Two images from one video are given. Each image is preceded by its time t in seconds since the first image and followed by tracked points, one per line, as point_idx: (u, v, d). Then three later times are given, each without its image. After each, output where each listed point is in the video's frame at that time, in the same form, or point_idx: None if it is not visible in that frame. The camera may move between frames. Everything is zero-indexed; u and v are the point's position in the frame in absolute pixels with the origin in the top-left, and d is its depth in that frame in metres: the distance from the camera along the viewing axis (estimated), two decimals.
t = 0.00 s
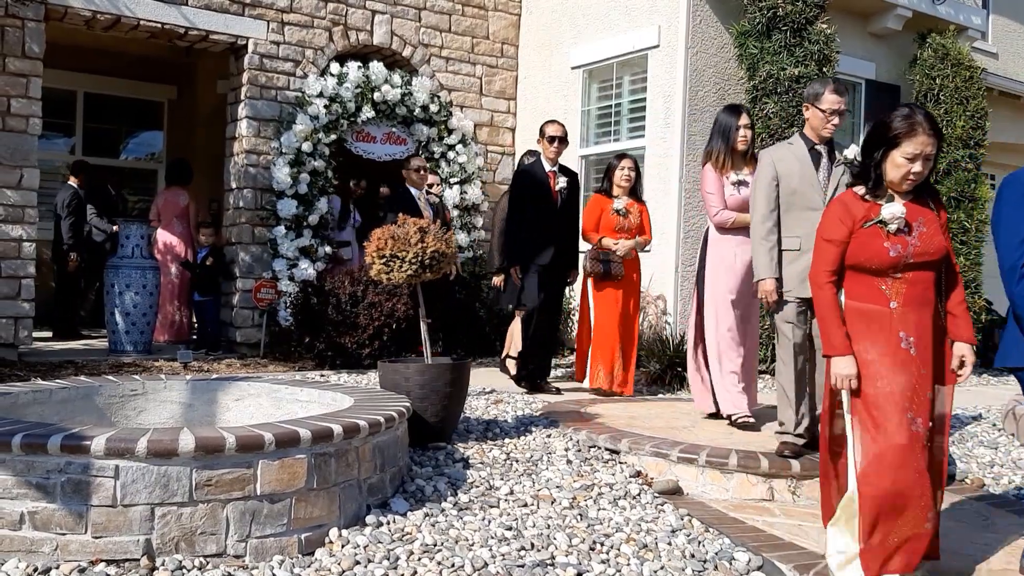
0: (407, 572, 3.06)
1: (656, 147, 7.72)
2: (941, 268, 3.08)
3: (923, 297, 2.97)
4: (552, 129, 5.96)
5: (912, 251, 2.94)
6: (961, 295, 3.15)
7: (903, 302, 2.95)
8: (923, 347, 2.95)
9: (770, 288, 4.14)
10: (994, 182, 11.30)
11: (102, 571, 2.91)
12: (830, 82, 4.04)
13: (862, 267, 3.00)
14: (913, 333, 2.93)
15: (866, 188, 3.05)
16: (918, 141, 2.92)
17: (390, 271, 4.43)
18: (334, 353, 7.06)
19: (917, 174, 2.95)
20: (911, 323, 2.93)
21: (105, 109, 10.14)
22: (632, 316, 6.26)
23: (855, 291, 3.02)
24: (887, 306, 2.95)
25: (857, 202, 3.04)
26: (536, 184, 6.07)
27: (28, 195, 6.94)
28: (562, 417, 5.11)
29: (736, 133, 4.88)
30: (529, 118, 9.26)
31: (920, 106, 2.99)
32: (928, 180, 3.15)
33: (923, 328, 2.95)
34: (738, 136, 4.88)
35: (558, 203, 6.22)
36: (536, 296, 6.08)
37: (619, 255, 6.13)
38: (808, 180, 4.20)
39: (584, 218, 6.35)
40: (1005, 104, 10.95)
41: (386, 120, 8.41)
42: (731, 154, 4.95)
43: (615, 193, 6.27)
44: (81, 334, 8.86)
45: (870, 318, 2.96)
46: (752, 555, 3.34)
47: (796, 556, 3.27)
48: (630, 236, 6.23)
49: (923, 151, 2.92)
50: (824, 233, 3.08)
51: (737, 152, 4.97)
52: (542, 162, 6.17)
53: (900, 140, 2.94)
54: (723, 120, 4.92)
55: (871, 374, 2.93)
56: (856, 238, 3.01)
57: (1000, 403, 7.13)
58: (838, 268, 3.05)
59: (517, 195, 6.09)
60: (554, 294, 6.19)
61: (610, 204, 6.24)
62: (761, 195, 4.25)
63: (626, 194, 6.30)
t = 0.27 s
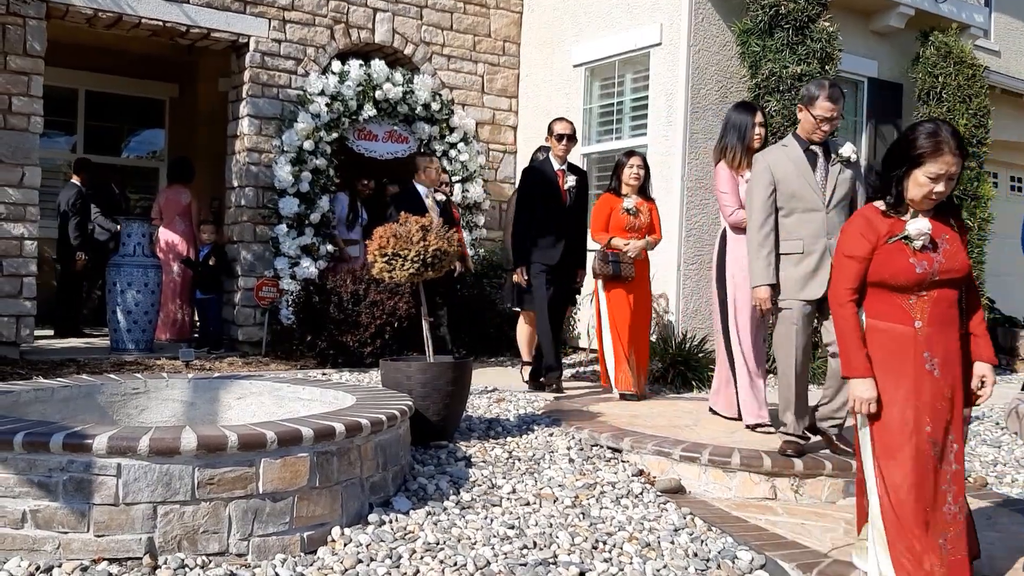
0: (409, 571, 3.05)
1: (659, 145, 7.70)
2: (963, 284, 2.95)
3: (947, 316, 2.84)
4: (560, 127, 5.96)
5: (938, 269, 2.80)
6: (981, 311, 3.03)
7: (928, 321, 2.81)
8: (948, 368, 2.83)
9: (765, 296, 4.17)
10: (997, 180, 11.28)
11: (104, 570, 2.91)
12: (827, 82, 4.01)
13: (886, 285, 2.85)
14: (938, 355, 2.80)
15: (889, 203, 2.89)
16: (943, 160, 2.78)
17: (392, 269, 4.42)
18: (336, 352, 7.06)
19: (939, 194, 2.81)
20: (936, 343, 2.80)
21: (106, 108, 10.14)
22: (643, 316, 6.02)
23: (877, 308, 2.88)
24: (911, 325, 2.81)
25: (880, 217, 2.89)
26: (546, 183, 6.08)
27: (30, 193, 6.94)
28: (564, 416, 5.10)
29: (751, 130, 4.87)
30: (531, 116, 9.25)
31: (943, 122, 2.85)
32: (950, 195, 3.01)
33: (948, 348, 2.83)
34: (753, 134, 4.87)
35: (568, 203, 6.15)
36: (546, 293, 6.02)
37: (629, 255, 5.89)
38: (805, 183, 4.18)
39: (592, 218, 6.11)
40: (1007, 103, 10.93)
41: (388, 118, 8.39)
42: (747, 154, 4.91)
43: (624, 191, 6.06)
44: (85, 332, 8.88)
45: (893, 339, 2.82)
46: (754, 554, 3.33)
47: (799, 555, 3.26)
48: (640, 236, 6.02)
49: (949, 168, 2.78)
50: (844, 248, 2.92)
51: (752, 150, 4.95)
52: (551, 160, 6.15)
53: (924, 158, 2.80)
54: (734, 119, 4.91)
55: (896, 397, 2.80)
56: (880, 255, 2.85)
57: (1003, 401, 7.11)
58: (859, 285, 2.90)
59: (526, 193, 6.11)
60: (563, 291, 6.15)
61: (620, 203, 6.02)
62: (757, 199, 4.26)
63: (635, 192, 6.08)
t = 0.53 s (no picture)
0: (410, 568, 3.06)
1: (661, 143, 7.70)
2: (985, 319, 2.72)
3: (972, 354, 2.61)
4: (569, 122, 5.78)
5: (961, 303, 2.57)
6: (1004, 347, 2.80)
7: (952, 359, 2.58)
8: (973, 410, 2.60)
9: (767, 295, 4.12)
10: (999, 177, 11.26)
11: (106, 567, 2.91)
12: (832, 80, 3.99)
13: (904, 320, 2.61)
14: (962, 396, 2.57)
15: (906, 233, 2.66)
16: (964, 183, 2.57)
17: (394, 267, 4.43)
18: (338, 349, 7.07)
19: (962, 221, 2.59)
20: (960, 383, 2.57)
21: (108, 106, 10.15)
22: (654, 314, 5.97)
23: (895, 346, 2.64)
24: (932, 364, 2.57)
25: (898, 247, 2.64)
26: (553, 181, 5.89)
27: (32, 191, 6.95)
28: (565, 413, 5.10)
29: (766, 123, 4.74)
30: (533, 114, 9.25)
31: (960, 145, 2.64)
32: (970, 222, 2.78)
33: (972, 388, 2.60)
34: (768, 127, 4.74)
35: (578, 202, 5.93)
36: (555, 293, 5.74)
37: (640, 252, 5.78)
38: (806, 182, 4.15)
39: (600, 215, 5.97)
40: (1009, 100, 10.91)
41: (390, 116, 8.39)
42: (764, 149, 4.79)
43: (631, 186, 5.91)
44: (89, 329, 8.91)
45: (912, 379, 2.59)
46: (755, 552, 3.34)
47: (801, 552, 3.26)
48: (650, 231, 5.90)
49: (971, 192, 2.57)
50: (858, 282, 2.67)
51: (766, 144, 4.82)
52: (559, 157, 5.97)
53: (944, 182, 2.57)
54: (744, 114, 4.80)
55: (915, 441, 2.57)
56: (897, 289, 2.62)
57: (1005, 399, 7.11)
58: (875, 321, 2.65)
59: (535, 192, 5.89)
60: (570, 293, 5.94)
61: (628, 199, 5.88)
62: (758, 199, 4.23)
63: (642, 187, 5.94)
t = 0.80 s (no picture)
0: (411, 567, 3.05)
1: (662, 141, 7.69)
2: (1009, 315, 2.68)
3: (996, 350, 2.57)
4: (580, 112, 5.56)
5: (987, 298, 2.53)
6: None
7: (976, 356, 2.54)
8: (995, 408, 2.56)
9: (770, 301, 3.99)
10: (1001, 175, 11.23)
11: (107, 566, 2.91)
12: (844, 85, 3.88)
13: (928, 317, 2.56)
14: (985, 393, 2.54)
15: (931, 225, 2.59)
16: (992, 170, 2.52)
17: (394, 265, 4.43)
18: (339, 348, 7.07)
19: (993, 207, 2.53)
20: (983, 380, 2.53)
21: (109, 104, 10.15)
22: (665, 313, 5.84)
23: (918, 343, 2.59)
24: (957, 360, 2.53)
25: (921, 241, 2.58)
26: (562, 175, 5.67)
27: (33, 189, 6.94)
28: (566, 412, 5.10)
29: (776, 119, 4.69)
30: (534, 112, 9.23)
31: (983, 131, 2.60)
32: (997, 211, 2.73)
33: (996, 384, 2.56)
34: (778, 124, 4.71)
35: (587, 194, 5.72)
36: (560, 290, 5.60)
37: (648, 249, 5.70)
38: (813, 188, 4.00)
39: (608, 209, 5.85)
40: (1011, 98, 10.89)
41: (391, 114, 8.37)
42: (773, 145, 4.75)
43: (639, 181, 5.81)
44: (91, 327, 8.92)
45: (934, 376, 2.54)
46: (757, 550, 3.34)
47: (803, 551, 3.25)
48: (657, 227, 5.81)
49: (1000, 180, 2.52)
50: (879, 276, 2.60)
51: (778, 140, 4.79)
52: (569, 147, 5.76)
53: (972, 167, 2.51)
54: (753, 108, 4.74)
55: (935, 439, 2.52)
56: (920, 284, 2.56)
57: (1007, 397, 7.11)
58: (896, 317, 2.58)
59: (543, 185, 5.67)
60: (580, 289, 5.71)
61: (637, 194, 5.77)
62: (764, 205, 4.10)
63: (651, 182, 5.84)
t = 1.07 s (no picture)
0: (411, 563, 3.05)
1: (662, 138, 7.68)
2: None
3: None
4: (589, 104, 5.51)
5: None
6: None
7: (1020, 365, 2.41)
8: None
9: (771, 317, 3.88)
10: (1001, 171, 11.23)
11: (108, 562, 2.92)
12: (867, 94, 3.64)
13: (970, 322, 2.45)
14: None
15: (971, 226, 2.50)
16: None
17: (394, 261, 4.43)
18: (339, 344, 7.06)
19: None
20: None
21: (109, 101, 10.14)
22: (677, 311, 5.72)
23: (958, 350, 2.47)
24: (998, 369, 2.40)
25: (959, 244, 2.49)
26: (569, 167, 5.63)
27: (33, 186, 6.94)
28: (566, 408, 5.10)
29: (785, 115, 4.59)
30: (534, 108, 9.23)
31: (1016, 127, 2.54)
32: None
33: None
34: (788, 119, 4.60)
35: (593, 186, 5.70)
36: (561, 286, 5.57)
37: (658, 246, 5.64)
38: (830, 203, 3.79)
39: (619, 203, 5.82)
40: (1011, 94, 10.88)
41: (390, 110, 8.37)
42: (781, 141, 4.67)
43: (652, 176, 5.76)
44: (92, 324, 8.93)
45: (976, 385, 2.42)
46: (757, 546, 3.34)
47: (802, 547, 3.25)
48: (671, 225, 5.72)
49: None
50: (919, 282, 2.49)
51: (784, 134, 4.70)
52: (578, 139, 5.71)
53: (1008, 159, 2.46)
54: (766, 102, 4.62)
55: (976, 451, 2.40)
56: (961, 289, 2.46)
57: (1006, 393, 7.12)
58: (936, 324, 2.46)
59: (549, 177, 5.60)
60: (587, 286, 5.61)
61: (649, 189, 5.71)
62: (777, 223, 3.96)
63: (664, 179, 5.77)
